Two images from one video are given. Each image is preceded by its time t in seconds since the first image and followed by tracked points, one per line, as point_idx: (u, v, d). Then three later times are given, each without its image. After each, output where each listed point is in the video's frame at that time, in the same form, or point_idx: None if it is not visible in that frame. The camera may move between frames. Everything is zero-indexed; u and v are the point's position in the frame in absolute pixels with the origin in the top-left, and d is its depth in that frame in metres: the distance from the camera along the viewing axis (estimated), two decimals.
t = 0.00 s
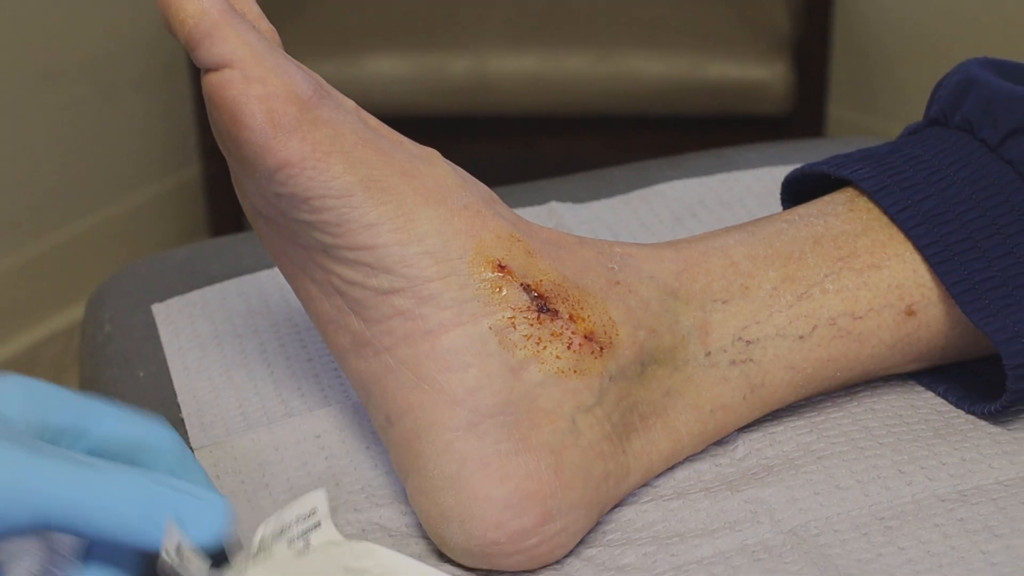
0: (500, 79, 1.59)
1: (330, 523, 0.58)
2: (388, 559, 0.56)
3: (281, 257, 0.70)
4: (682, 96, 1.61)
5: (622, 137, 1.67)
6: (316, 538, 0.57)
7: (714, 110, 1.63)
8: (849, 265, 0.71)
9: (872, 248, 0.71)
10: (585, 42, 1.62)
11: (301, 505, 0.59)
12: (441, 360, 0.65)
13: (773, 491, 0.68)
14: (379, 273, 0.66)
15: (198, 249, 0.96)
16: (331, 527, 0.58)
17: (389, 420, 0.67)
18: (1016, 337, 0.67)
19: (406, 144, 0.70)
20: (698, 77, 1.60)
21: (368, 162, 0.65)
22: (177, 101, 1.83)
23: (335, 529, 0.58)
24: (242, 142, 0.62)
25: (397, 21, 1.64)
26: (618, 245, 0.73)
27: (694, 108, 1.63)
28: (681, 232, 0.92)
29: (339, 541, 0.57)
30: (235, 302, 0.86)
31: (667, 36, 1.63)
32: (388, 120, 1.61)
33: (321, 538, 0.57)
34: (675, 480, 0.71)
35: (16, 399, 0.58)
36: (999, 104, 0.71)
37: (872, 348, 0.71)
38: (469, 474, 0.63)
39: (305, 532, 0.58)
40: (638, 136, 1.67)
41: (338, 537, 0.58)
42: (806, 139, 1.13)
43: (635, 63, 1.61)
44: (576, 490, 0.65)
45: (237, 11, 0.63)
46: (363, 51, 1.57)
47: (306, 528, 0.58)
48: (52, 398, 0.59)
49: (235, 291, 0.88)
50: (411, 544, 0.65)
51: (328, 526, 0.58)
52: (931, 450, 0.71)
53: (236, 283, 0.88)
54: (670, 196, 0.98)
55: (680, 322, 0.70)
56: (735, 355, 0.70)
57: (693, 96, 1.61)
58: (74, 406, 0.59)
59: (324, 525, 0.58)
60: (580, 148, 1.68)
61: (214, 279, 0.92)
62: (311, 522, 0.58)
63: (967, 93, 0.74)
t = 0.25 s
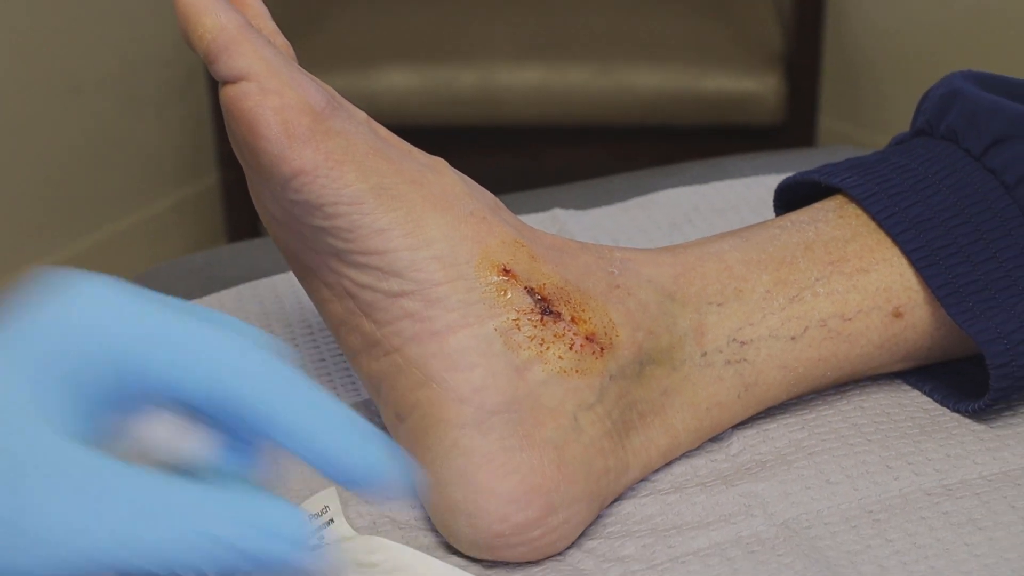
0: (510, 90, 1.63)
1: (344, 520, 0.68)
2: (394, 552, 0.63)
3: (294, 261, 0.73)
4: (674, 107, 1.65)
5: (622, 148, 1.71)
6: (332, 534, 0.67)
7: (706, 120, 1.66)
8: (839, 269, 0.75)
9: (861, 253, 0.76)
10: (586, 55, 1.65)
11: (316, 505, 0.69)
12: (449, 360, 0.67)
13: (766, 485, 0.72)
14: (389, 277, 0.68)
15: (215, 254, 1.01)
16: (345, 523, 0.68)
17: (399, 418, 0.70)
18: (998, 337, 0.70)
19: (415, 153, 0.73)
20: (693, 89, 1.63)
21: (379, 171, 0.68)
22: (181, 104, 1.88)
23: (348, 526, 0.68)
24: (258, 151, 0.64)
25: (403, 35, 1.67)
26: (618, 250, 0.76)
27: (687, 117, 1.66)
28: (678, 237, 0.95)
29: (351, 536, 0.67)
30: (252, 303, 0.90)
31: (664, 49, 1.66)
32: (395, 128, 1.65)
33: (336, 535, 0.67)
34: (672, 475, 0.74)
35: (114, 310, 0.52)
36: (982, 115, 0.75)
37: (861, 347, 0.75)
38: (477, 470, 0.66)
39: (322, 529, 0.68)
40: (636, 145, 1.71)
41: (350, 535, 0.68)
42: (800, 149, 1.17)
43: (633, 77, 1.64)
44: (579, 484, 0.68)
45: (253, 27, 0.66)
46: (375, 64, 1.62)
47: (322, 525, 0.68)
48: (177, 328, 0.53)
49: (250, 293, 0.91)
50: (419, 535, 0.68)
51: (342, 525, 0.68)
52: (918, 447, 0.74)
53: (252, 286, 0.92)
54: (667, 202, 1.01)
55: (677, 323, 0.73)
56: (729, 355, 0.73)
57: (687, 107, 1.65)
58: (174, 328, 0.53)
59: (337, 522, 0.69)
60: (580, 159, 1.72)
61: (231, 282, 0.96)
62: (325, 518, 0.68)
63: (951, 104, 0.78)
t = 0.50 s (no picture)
0: (516, 99, 1.65)
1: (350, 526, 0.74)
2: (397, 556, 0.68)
3: (304, 264, 0.75)
4: (673, 115, 1.67)
5: (622, 155, 1.74)
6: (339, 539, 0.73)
7: (703, 127, 1.69)
8: (832, 272, 0.78)
9: (854, 257, 0.78)
10: (587, 65, 1.67)
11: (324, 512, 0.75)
12: (453, 359, 0.70)
13: (761, 481, 0.74)
14: (396, 279, 0.70)
15: (227, 257, 1.03)
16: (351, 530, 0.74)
17: (405, 416, 0.72)
18: (986, 339, 0.73)
19: (421, 160, 0.75)
20: (690, 99, 1.66)
21: (386, 177, 0.70)
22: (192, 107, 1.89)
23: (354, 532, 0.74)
24: (269, 158, 0.67)
25: (409, 44, 1.70)
26: (618, 254, 0.79)
27: (685, 123, 1.68)
28: (676, 241, 0.97)
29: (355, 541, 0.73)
30: (263, 305, 0.93)
31: (663, 59, 1.69)
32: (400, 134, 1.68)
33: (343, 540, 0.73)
34: (670, 472, 0.77)
35: (308, 488, 0.57)
36: (971, 122, 0.77)
37: (853, 348, 0.78)
38: (480, 466, 0.68)
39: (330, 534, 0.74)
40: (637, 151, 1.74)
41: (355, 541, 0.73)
42: (798, 156, 1.19)
43: (634, 86, 1.66)
44: (579, 480, 0.70)
45: (264, 36, 0.68)
46: (383, 70, 1.64)
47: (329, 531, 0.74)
48: (333, 488, 0.57)
49: (262, 295, 0.94)
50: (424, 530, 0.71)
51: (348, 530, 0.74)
52: (909, 445, 0.76)
53: (263, 288, 0.95)
54: (667, 207, 1.04)
55: (675, 325, 0.75)
56: (726, 356, 0.76)
57: (685, 116, 1.67)
58: (337, 492, 0.58)
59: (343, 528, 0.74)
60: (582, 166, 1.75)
61: (242, 285, 0.98)
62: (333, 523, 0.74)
63: (941, 111, 0.80)
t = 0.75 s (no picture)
0: (518, 105, 1.67)
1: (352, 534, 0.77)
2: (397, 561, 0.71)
3: (312, 268, 0.77)
4: (672, 122, 1.69)
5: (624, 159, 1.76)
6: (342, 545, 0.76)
7: (704, 134, 1.71)
8: (826, 275, 0.80)
9: (847, 260, 0.80)
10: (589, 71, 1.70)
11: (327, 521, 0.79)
12: (457, 360, 0.72)
13: (757, 479, 0.76)
14: (402, 282, 0.72)
15: (234, 261, 1.05)
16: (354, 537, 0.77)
17: (411, 415, 0.74)
18: (977, 340, 0.75)
19: (426, 165, 0.77)
20: (690, 105, 1.68)
21: (392, 182, 0.72)
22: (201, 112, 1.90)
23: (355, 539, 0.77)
24: (278, 164, 0.68)
25: (414, 53, 1.73)
26: (617, 258, 0.80)
27: (685, 131, 1.70)
28: (674, 244, 0.99)
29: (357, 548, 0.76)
30: (271, 307, 0.95)
31: (665, 69, 1.71)
32: (404, 138, 1.70)
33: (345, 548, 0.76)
34: (668, 470, 0.79)
35: (297, 504, 0.62)
36: (963, 129, 0.79)
37: (847, 349, 0.80)
38: (483, 464, 0.70)
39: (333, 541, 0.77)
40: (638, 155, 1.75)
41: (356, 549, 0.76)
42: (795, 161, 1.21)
43: (635, 93, 1.68)
44: (580, 478, 0.72)
45: (273, 46, 0.70)
46: (388, 77, 1.67)
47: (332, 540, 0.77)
48: (327, 500, 0.63)
49: (270, 298, 0.97)
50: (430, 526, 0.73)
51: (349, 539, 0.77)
52: (902, 443, 0.78)
53: (272, 291, 0.97)
54: (665, 211, 1.06)
55: (674, 327, 0.77)
56: (723, 357, 0.78)
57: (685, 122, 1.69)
58: (330, 505, 0.63)
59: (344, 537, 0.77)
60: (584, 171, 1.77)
61: (250, 288, 1.01)
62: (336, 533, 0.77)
63: (934, 118, 0.82)
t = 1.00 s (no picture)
0: (517, 108, 1.68)
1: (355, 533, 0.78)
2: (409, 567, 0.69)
3: (316, 268, 0.78)
4: (672, 125, 1.70)
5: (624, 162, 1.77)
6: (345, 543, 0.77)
7: (704, 136, 1.72)
8: (823, 275, 0.81)
9: (844, 261, 0.81)
10: (589, 74, 1.71)
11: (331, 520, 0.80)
12: (460, 360, 0.73)
13: (755, 476, 0.77)
14: (405, 283, 0.73)
15: (239, 262, 1.07)
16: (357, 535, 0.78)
17: (413, 414, 0.75)
18: (972, 339, 0.76)
19: (428, 167, 0.78)
20: (689, 108, 1.69)
21: (394, 183, 0.73)
22: (205, 115, 1.91)
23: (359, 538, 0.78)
24: (283, 166, 0.70)
25: (415, 57, 1.74)
26: (617, 258, 0.81)
27: (684, 134, 1.72)
28: (673, 246, 1.01)
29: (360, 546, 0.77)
30: (276, 307, 0.96)
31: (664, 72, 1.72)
32: (405, 141, 1.71)
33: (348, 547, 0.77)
34: (668, 467, 0.80)
35: (290, 485, 0.63)
36: (958, 132, 0.80)
37: (844, 348, 0.81)
38: (485, 462, 0.71)
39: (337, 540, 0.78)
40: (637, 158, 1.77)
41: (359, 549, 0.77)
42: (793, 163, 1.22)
43: (632, 96, 1.69)
44: (581, 475, 0.73)
45: (278, 50, 0.71)
46: (391, 83, 1.68)
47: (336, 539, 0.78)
48: (317, 481, 0.64)
49: (275, 298, 0.98)
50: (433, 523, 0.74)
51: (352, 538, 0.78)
52: (898, 442, 0.79)
53: (276, 292, 0.98)
54: (664, 213, 1.07)
55: (673, 327, 0.78)
56: (722, 356, 0.79)
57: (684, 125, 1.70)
58: (320, 485, 0.64)
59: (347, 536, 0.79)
60: (585, 174, 1.78)
61: (254, 288, 1.02)
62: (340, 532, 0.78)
63: (930, 121, 0.83)
